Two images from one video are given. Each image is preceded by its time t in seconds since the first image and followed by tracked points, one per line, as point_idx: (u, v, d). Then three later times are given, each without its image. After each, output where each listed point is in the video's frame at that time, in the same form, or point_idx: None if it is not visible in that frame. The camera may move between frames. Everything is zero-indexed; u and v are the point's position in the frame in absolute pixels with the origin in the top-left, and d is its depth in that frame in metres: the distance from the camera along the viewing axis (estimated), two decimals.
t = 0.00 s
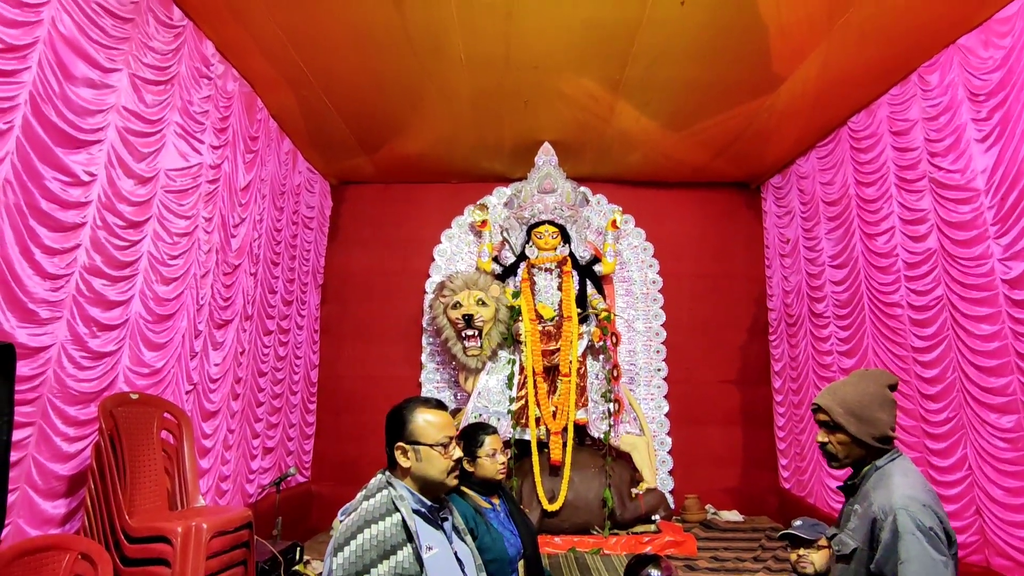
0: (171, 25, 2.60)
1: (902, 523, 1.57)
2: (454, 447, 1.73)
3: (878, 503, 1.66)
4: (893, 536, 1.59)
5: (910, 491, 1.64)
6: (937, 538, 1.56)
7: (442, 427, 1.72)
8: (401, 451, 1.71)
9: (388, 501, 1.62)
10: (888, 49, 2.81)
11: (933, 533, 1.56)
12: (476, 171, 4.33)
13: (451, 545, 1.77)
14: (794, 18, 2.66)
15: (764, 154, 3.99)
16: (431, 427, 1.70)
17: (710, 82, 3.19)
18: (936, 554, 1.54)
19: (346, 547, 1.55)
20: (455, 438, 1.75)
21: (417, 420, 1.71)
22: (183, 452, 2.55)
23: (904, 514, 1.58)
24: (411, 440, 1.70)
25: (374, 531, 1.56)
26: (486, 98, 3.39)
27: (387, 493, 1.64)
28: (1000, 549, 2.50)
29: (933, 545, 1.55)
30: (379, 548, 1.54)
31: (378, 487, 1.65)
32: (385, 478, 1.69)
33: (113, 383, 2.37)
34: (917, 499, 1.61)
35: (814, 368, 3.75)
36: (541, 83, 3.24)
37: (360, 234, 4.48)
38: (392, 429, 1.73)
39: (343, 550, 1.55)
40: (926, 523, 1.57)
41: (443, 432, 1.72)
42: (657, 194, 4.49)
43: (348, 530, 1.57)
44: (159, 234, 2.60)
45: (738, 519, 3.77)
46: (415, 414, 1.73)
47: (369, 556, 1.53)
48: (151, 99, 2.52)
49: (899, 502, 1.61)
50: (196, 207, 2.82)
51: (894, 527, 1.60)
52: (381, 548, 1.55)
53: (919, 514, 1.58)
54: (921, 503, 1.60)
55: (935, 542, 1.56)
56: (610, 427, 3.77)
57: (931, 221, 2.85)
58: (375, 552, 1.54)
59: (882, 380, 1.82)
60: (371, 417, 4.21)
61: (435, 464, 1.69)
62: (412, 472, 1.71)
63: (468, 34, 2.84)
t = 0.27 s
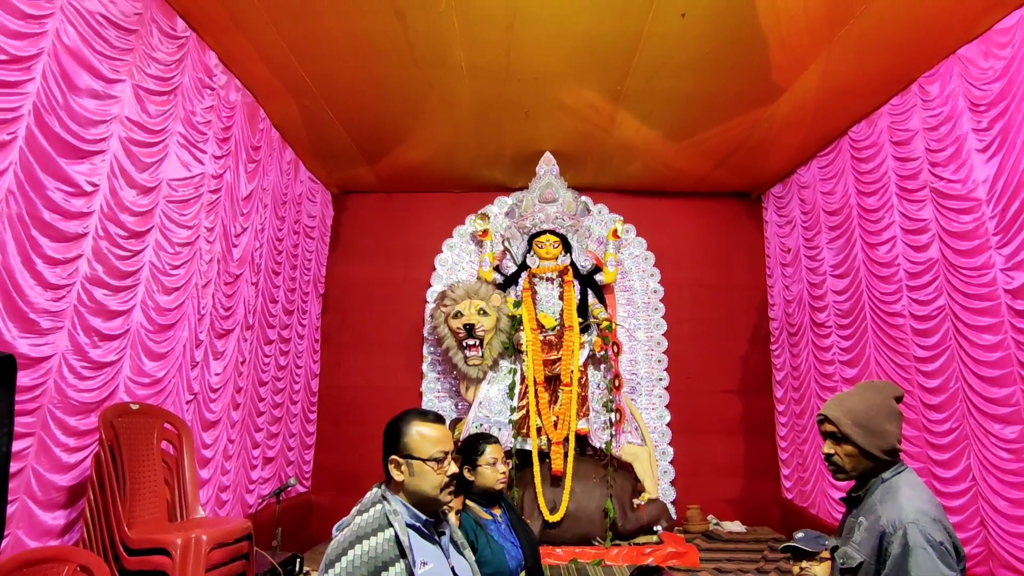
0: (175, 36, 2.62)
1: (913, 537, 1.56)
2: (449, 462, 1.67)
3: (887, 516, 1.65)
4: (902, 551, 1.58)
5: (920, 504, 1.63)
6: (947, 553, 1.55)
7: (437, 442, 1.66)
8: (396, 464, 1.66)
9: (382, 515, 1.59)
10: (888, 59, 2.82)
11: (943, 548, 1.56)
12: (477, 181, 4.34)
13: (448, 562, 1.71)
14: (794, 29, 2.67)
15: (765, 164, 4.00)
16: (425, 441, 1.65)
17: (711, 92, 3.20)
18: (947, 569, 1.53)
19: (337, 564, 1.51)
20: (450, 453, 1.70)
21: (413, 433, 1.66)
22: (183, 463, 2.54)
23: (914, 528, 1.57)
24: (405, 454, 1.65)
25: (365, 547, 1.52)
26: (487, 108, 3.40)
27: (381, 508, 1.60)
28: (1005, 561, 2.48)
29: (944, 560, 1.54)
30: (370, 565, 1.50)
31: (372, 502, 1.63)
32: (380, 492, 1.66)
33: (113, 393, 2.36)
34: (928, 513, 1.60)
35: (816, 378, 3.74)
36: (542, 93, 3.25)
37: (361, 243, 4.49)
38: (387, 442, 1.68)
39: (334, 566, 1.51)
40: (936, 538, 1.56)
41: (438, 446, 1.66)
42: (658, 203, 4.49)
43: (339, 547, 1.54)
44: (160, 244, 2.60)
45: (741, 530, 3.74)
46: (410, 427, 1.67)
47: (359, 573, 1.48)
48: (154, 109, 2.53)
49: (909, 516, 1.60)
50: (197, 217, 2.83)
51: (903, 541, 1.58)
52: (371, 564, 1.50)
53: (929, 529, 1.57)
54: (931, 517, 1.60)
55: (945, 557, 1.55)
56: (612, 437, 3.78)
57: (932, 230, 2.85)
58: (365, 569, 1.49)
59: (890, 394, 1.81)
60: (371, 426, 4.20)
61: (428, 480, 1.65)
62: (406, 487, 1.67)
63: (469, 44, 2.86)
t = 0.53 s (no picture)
0: (177, 43, 2.63)
1: (914, 547, 1.55)
2: (442, 469, 1.68)
3: (890, 525, 1.64)
4: (904, 560, 1.57)
5: (923, 514, 1.61)
6: (949, 564, 1.54)
7: (429, 447, 1.68)
8: (387, 472, 1.67)
9: (370, 526, 1.60)
10: (889, 66, 2.82)
11: (946, 559, 1.54)
12: (478, 186, 4.34)
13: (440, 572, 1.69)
14: (794, 35, 2.68)
15: (766, 169, 3.99)
16: (417, 447, 1.66)
17: (711, 98, 3.20)
18: None
19: None
20: (444, 457, 1.70)
21: (404, 439, 1.67)
22: (183, 470, 2.54)
23: (917, 539, 1.56)
24: (396, 461, 1.65)
25: (351, 561, 1.53)
26: (488, 114, 3.40)
27: (370, 519, 1.61)
28: (1008, 569, 2.46)
29: (945, 571, 1.53)
30: None
31: (362, 512, 1.64)
32: (370, 501, 1.68)
33: (113, 400, 2.36)
34: (931, 524, 1.59)
35: (818, 383, 3.73)
36: (543, 98, 3.26)
37: (362, 249, 4.49)
38: (378, 450, 1.69)
39: None
40: (938, 549, 1.55)
41: (430, 451, 1.67)
42: (658, 208, 4.49)
43: (325, 559, 1.54)
44: (161, 250, 2.60)
45: (742, 536, 3.71)
46: (401, 433, 1.69)
47: None
48: (156, 116, 2.54)
49: (912, 525, 1.59)
50: (198, 223, 2.83)
51: (905, 551, 1.57)
52: None
53: (932, 539, 1.56)
54: (934, 528, 1.58)
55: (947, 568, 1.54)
56: (613, 442, 3.76)
57: (933, 236, 2.84)
58: None
59: (891, 402, 1.80)
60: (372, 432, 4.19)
61: (421, 486, 1.65)
62: (398, 495, 1.66)
63: (470, 50, 2.87)
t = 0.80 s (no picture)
0: (176, 43, 2.63)
1: (909, 553, 1.55)
2: (429, 466, 1.68)
3: (886, 530, 1.63)
4: (898, 566, 1.57)
5: (922, 520, 1.60)
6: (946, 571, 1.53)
7: (416, 445, 1.68)
8: (373, 473, 1.65)
9: (352, 530, 1.61)
10: (888, 64, 2.82)
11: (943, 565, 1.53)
12: (478, 186, 4.34)
13: None
14: (794, 34, 2.67)
15: (765, 168, 3.99)
16: (405, 445, 1.66)
17: (711, 97, 3.20)
18: None
19: None
20: (431, 456, 1.70)
21: (391, 437, 1.67)
22: (183, 470, 2.53)
23: (912, 544, 1.56)
24: (383, 461, 1.65)
25: (331, 567, 1.52)
26: (487, 113, 3.40)
27: (352, 523, 1.62)
28: (1010, 568, 2.46)
29: None
30: None
31: (343, 516, 1.65)
32: (352, 504, 1.69)
33: (113, 400, 2.36)
34: (929, 530, 1.58)
35: (819, 383, 3.72)
36: (542, 98, 3.25)
37: (362, 248, 4.48)
38: (363, 450, 1.68)
39: None
40: (935, 555, 1.54)
41: (418, 450, 1.67)
42: (658, 208, 4.49)
43: (304, 563, 1.52)
44: (161, 250, 2.60)
45: (743, 536, 3.70)
46: (387, 431, 1.69)
47: None
48: (155, 116, 2.53)
49: (908, 531, 1.58)
50: (198, 222, 2.82)
51: (900, 556, 1.57)
52: None
53: (928, 545, 1.55)
54: (932, 534, 1.57)
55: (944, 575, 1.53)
56: (613, 442, 3.75)
57: (934, 235, 2.84)
58: None
59: (885, 403, 1.76)
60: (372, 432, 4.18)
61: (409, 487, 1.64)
62: (385, 495, 1.65)
63: (470, 50, 2.87)
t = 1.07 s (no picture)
0: (175, 40, 2.62)
1: (896, 554, 1.54)
2: (410, 461, 1.61)
3: (877, 530, 1.62)
4: (886, 566, 1.56)
5: (913, 521, 1.59)
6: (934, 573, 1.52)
7: (396, 439, 1.61)
8: (351, 469, 1.59)
9: (329, 531, 1.53)
10: (889, 60, 2.81)
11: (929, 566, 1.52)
12: (478, 182, 4.33)
13: None
14: (795, 30, 2.66)
15: (766, 165, 3.98)
16: (384, 439, 1.59)
17: (711, 93, 3.19)
18: None
19: None
20: (412, 450, 1.64)
21: (370, 431, 1.60)
22: (183, 467, 2.53)
23: (899, 544, 1.55)
24: (362, 456, 1.58)
25: (307, 570, 1.46)
26: (487, 110, 3.40)
27: (328, 523, 1.55)
28: (1013, 565, 2.46)
29: None
30: None
31: (319, 515, 1.57)
32: (329, 502, 1.60)
33: (113, 397, 2.36)
34: (919, 531, 1.56)
35: (820, 379, 3.71)
36: (543, 94, 3.25)
37: (362, 246, 4.48)
38: (340, 445, 1.61)
39: None
40: (922, 556, 1.53)
41: (398, 444, 1.61)
42: (659, 204, 4.48)
43: (278, 567, 1.45)
44: (161, 247, 2.60)
45: (745, 532, 3.70)
46: (366, 425, 1.62)
47: None
48: (155, 112, 2.53)
49: (895, 532, 1.58)
50: (198, 219, 2.82)
51: (888, 556, 1.56)
52: None
53: (916, 546, 1.54)
54: (922, 535, 1.56)
55: None
56: (614, 439, 3.75)
57: (935, 231, 2.83)
58: None
59: (875, 403, 1.72)
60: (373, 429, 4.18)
61: (388, 483, 1.58)
62: (363, 492, 1.59)
63: (471, 47, 2.86)
